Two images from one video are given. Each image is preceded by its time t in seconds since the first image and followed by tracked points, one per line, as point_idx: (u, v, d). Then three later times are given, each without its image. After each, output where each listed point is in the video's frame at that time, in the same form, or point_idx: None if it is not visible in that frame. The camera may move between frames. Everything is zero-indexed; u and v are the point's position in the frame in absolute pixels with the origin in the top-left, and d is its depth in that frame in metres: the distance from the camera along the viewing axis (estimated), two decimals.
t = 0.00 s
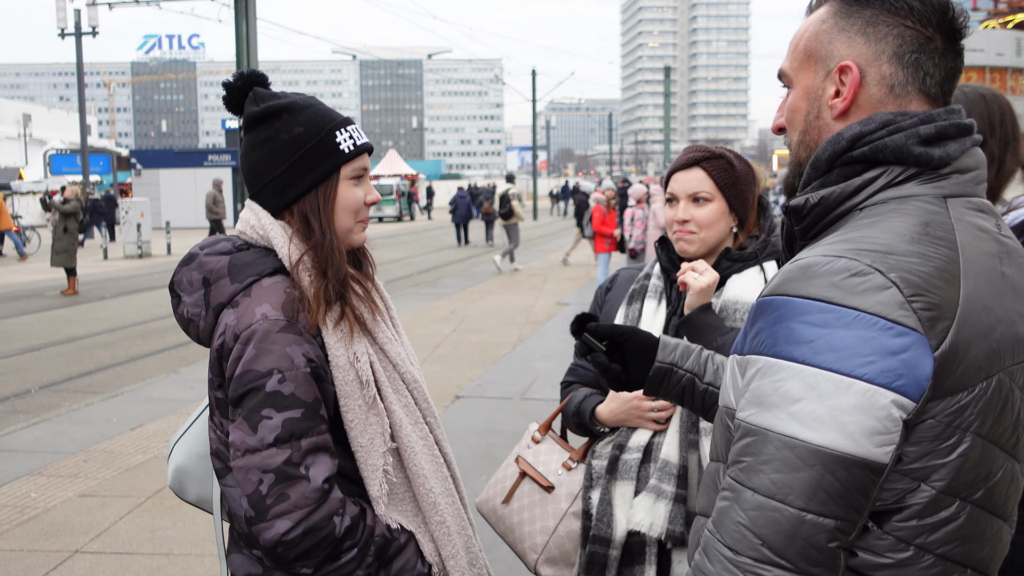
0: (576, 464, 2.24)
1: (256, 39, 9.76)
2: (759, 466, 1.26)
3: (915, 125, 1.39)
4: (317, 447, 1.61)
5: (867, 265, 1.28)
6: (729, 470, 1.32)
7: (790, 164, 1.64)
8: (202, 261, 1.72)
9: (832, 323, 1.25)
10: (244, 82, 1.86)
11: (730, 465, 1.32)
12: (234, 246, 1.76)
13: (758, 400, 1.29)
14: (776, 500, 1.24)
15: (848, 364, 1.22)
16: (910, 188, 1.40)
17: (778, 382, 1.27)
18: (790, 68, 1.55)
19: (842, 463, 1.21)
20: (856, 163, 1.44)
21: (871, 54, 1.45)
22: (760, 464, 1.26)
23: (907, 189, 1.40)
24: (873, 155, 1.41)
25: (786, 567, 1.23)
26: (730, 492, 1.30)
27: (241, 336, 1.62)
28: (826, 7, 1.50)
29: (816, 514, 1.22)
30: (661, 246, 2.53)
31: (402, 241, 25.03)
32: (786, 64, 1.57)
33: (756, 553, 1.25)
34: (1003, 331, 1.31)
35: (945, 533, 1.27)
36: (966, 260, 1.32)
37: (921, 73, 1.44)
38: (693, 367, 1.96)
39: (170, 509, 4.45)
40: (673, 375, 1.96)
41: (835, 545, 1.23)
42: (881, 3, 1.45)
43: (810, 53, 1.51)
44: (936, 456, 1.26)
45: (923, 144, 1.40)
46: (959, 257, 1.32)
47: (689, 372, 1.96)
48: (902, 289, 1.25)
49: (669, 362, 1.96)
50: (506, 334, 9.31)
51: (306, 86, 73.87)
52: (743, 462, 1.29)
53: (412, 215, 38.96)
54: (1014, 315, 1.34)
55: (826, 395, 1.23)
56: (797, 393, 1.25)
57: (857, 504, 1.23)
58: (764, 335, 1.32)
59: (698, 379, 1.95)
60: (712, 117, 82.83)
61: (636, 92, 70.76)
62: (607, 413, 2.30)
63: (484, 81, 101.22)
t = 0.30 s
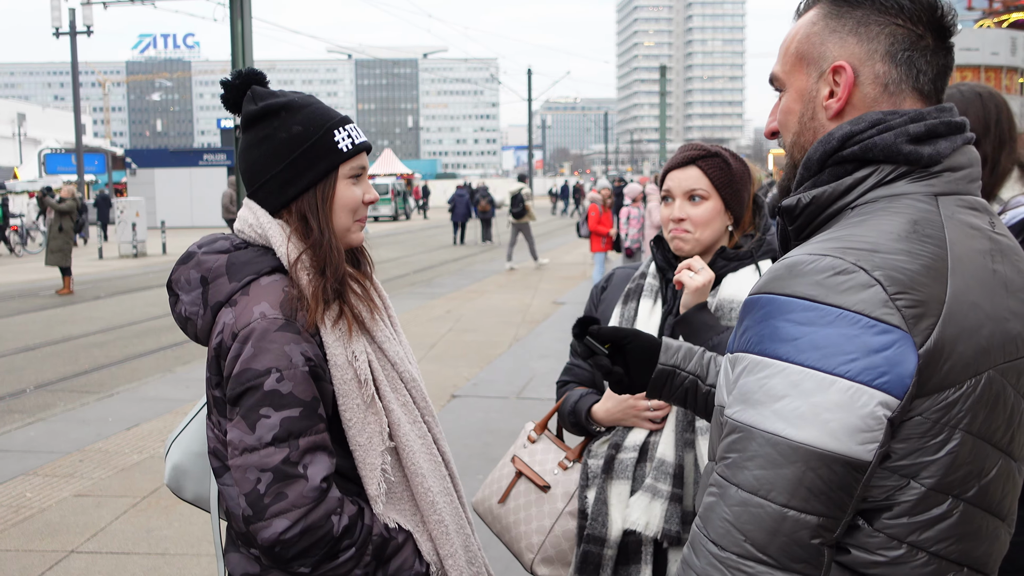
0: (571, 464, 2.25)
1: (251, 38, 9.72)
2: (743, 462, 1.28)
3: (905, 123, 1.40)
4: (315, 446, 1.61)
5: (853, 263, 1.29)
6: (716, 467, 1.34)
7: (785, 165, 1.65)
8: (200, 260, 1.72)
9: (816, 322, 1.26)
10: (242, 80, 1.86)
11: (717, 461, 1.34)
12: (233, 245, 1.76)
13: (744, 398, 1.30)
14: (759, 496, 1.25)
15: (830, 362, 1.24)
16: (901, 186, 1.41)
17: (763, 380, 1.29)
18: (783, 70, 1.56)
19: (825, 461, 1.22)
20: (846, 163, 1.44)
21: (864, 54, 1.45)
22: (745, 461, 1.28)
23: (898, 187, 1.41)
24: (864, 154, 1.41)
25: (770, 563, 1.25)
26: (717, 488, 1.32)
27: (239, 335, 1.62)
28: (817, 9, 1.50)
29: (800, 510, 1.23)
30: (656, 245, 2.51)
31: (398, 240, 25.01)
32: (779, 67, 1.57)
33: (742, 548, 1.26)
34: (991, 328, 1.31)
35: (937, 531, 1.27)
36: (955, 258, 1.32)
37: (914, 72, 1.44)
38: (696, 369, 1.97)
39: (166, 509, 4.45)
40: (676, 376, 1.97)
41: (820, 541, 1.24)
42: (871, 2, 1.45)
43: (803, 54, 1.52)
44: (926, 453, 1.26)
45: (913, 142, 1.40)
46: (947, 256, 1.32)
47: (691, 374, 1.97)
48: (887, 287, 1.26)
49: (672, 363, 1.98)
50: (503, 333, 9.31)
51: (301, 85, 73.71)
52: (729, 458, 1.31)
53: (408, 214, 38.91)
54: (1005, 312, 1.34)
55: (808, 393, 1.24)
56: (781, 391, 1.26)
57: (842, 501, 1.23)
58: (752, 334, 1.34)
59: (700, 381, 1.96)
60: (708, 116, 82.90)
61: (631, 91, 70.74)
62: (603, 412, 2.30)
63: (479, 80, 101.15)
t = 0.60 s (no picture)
0: (565, 464, 2.25)
1: (247, 38, 9.73)
2: (727, 459, 1.29)
3: (889, 123, 1.40)
4: (308, 447, 1.61)
5: (834, 260, 1.29)
6: (701, 465, 1.34)
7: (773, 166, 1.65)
8: (193, 261, 1.72)
9: (797, 318, 1.26)
10: (235, 81, 1.86)
11: (702, 460, 1.34)
12: (226, 246, 1.76)
13: (727, 396, 1.31)
14: (742, 493, 1.26)
15: (811, 359, 1.24)
16: (886, 186, 1.41)
17: (746, 377, 1.29)
18: (771, 71, 1.56)
19: (806, 457, 1.23)
20: (832, 163, 1.45)
21: (852, 55, 1.46)
22: (729, 458, 1.28)
23: (883, 187, 1.41)
24: (848, 154, 1.42)
25: (754, 560, 1.25)
26: (701, 486, 1.32)
27: (232, 337, 1.62)
28: (804, 10, 1.50)
29: (782, 506, 1.24)
30: (649, 245, 2.51)
31: (395, 241, 25.00)
32: (766, 68, 1.57)
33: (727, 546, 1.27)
34: (975, 324, 1.32)
35: (925, 530, 1.28)
36: (938, 256, 1.33)
37: (900, 73, 1.45)
38: (690, 370, 1.97)
39: (162, 510, 4.44)
40: (671, 376, 1.97)
41: (803, 538, 1.24)
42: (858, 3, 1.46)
43: (791, 56, 1.52)
44: (910, 450, 1.27)
45: (897, 141, 1.40)
46: (930, 254, 1.33)
47: (686, 375, 1.97)
48: (867, 284, 1.27)
49: (667, 364, 1.98)
50: (499, 333, 9.32)
51: (298, 86, 73.65)
52: (713, 456, 1.31)
53: (405, 215, 38.90)
54: (990, 311, 1.35)
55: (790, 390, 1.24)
56: (762, 388, 1.26)
57: (823, 497, 1.24)
58: (734, 332, 1.34)
59: (696, 382, 1.96)
60: (705, 116, 82.97)
61: (628, 91, 70.77)
62: (596, 412, 2.31)
63: (476, 81, 101.18)
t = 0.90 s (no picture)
0: (561, 468, 2.25)
1: (245, 42, 9.74)
2: (721, 464, 1.28)
3: (887, 126, 1.40)
4: (302, 452, 1.60)
5: (831, 265, 1.29)
6: (696, 469, 1.33)
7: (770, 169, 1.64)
8: (187, 264, 1.71)
9: (794, 322, 1.26)
10: (230, 84, 1.85)
11: (697, 463, 1.34)
12: (220, 250, 1.75)
13: (723, 400, 1.30)
14: (737, 497, 1.26)
15: (807, 364, 1.23)
16: (883, 190, 1.41)
17: (742, 381, 1.29)
18: (767, 74, 1.55)
19: (801, 462, 1.22)
20: (829, 166, 1.44)
21: (849, 57, 1.45)
22: (724, 463, 1.28)
23: (880, 190, 1.41)
24: (845, 157, 1.41)
25: (748, 565, 1.25)
26: (697, 489, 1.32)
27: (226, 340, 1.62)
28: (801, 13, 1.50)
29: (776, 511, 1.23)
30: (645, 248, 2.50)
31: (393, 244, 24.97)
32: (763, 71, 1.56)
33: (721, 551, 1.27)
34: (972, 330, 1.31)
35: (922, 535, 1.27)
36: (934, 260, 1.32)
37: (897, 77, 1.45)
38: (684, 371, 1.94)
39: (157, 514, 4.43)
40: (664, 378, 1.94)
41: (796, 544, 1.24)
42: (854, 5, 1.45)
43: (787, 59, 1.51)
44: (906, 455, 1.26)
45: (894, 144, 1.40)
46: (927, 258, 1.32)
47: (679, 376, 1.94)
48: (864, 288, 1.26)
49: (661, 365, 1.95)
50: (497, 337, 9.31)
51: (297, 90, 73.65)
52: (708, 460, 1.30)
53: (404, 218, 38.90)
54: (986, 315, 1.34)
55: (785, 395, 1.24)
56: (759, 392, 1.26)
57: (818, 502, 1.23)
58: (730, 336, 1.34)
59: (689, 383, 1.92)
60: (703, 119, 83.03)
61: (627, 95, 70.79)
62: (592, 416, 2.32)
63: (475, 84, 101.22)
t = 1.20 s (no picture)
0: (562, 471, 2.24)
1: (248, 46, 9.78)
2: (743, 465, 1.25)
3: (896, 128, 1.39)
4: (300, 457, 1.60)
5: (853, 267, 1.28)
6: (716, 471, 1.30)
7: (772, 170, 1.63)
8: (186, 269, 1.71)
9: (818, 324, 1.24)
10: (228, 89, 1.85)
11: (717, 466, 1.31)
12: (219, 254, 1.75)
13: (745, 402, 1.27)
14: (762, 501, 1.23)
15: (833, 366, 1.22)
16: (893, 191, 1.40)
17: (767, 383, 1.26)
18: (769, 77, 1.54)
19: (828, 464, 1.20)
20: (838, 168, 1.44)
21: (854, 61, 1.45)
22: (746, 465, 1.25)
23: (890, 192, 1.40)
24: (854, 159, 1.41)
25: (773, 569, 1.22)
26: (718, 493, 1.29)
27: (224, 346, 1.62)
28: (802, 16, 1.50)
29: (803, 514, 1.21)
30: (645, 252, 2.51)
31: (396, 247, 24.99)
32: (764, 73, 1.56)
33: (744, 554, 1.24)
34: (987, 330, 1.31)
35: (941, 536, 1.26)
36: (950, 260, 1.32)
37: (902, 80, 1.45)
38: (680, 375, 1.97)
39: (159, 517, 4.44)
40: (661, 383, 1.96)
41: (821, 547, 1.22)
42: (856, 8, 1.45)
43: (791, 62, 1.51)
44: (927, 455, 1.26)
45: (904, 146, 1.39)
46: (943, 258, 1.32)
47: (676, 381, 1.97)
48: (887, 291, 1.25)
49: (657, 370, 1.96)
50: (499, 340, 9.31)
51: (301, 93, 73.79)
52: (729, 463, 1.27)
53: (407, 222, 38.95)
54: (999, 316, 1.34)
55: (812, 397, 1.22)
56: (784, 395, 1.23)
57: (843, 505, 1.22)
58: (750, 338, 1.31)
59: (685, 388, 1.97)
60: (707, 122, 83.03)
61: (631, 98, 70.80)
62: (592, 419, 2.31)
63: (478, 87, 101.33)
